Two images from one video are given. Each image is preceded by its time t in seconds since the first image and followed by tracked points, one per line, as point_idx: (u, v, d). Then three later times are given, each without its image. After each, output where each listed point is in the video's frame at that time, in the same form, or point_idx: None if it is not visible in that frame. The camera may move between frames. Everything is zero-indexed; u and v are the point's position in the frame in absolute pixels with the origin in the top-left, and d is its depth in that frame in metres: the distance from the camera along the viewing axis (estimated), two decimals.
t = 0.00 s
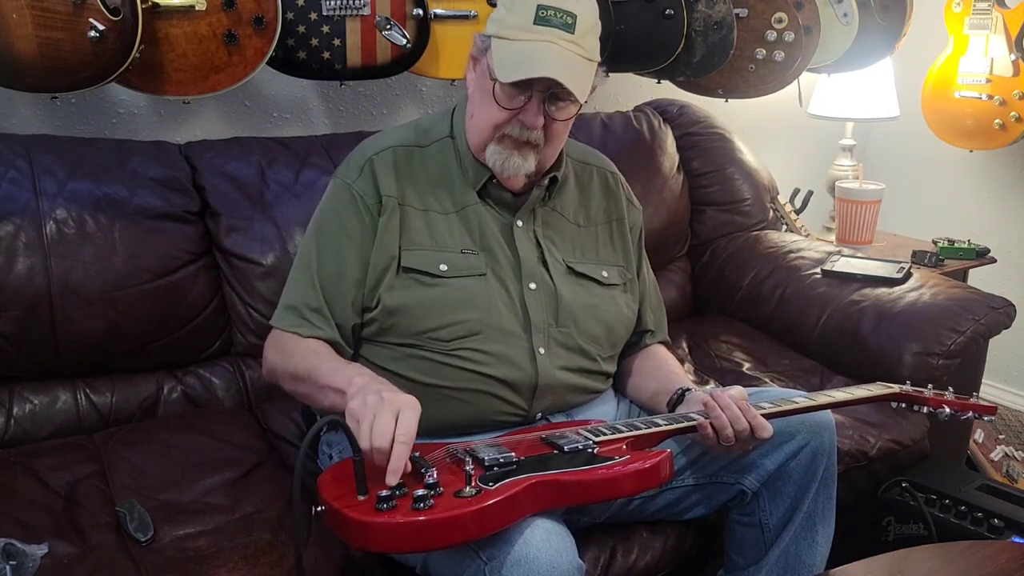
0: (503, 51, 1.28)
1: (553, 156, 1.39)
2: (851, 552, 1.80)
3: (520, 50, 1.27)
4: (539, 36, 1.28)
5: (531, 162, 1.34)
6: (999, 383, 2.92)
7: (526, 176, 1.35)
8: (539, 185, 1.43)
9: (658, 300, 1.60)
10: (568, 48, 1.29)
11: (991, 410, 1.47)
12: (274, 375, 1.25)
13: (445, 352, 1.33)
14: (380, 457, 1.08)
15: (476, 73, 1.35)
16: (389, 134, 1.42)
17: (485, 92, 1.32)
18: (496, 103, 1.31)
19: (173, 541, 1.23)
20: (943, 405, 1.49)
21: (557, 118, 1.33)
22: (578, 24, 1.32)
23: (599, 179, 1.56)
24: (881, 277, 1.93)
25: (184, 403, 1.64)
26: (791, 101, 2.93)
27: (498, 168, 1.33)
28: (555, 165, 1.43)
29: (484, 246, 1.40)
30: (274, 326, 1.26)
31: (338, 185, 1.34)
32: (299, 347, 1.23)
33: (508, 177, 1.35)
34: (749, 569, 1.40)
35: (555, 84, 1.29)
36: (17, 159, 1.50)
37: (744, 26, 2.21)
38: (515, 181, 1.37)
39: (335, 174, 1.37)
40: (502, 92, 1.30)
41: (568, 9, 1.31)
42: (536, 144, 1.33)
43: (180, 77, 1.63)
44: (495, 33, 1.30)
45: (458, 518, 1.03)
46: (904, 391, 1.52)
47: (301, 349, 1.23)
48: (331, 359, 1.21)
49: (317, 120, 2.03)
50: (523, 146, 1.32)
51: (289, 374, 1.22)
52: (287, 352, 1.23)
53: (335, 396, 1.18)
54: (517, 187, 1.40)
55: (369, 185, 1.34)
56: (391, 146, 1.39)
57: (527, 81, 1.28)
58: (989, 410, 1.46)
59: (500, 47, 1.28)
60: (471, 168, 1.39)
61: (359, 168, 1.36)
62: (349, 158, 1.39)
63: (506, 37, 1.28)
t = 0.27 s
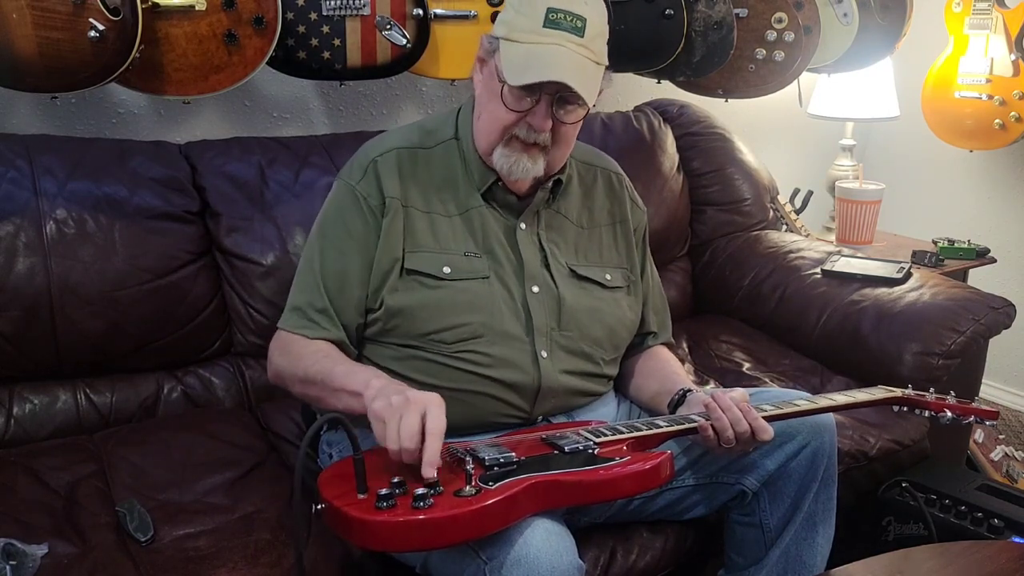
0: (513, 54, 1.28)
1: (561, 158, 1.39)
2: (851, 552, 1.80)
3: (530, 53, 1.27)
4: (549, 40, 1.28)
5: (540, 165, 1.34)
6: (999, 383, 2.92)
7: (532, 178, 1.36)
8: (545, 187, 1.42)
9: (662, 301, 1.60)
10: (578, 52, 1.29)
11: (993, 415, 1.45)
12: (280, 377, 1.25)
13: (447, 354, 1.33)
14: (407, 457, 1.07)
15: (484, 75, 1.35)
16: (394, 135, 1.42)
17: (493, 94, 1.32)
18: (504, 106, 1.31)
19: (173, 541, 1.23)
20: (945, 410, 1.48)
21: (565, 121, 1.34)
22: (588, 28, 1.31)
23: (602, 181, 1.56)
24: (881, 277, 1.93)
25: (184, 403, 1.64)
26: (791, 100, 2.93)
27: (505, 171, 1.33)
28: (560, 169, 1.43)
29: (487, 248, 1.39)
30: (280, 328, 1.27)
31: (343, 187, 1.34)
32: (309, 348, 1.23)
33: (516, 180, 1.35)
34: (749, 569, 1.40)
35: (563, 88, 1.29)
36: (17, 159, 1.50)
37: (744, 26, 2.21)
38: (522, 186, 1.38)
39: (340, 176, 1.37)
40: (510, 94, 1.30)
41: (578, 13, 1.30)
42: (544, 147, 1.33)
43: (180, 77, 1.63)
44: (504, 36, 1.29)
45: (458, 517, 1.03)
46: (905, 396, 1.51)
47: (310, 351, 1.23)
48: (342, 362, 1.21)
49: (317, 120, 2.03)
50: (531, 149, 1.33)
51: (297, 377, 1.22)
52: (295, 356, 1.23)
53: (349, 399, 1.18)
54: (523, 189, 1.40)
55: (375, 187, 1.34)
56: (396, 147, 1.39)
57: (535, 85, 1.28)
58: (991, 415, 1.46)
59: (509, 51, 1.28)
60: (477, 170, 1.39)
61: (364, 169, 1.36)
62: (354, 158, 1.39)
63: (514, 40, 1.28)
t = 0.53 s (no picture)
0: (518, 50, 1.28)
1: (563, 157, 1.39)
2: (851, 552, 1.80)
3: (533, 48, 1.27)
4: (554, 36, 1.28)
5: (543, 163, 1.34)
6: (999, 383, 2.92)
7: (536, 176, 1.36)
8: (545, 188, 1.42)
9: (663, 301, 1.60)
10: (583, 48, 1.29)
11: (992, 411, 1.46)
12: (285, 376, 1.23)
13: (448, 354, 1.33)
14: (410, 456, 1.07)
15: (488, 72, 1.35)
16: (397, 133, 1.42)
17: (498, 91, 1.32)
18: (509, 102, 1.31)
19: (174, 541, 1.23)
20: (944, 406, 1.48)
21: (569, 118, 1.34)
22: (593, 25, 1.32)
23: (603, 181, 1.56)
24: (881, 277, 1.93)
25: (184, 403, 1.64)
26: (791, 100, 2.93)
27: (508, 169, 1.33)
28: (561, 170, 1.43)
29: (489, 248, 1.39)
30: (284, 325, 1.25)
31: (346, 184, 1.34)
32: (313, 344, 1.22)
33: (518, 178, 1.35)
34: (749, 569, 1.40)
35: (568, 84, 1.30)
36: (16, 159, 1.50)
37: (744, 26, 2.21)
38: (524, 184, 1.38)
39: (343, 173, 1.36)
40: (515, 90, 1.30)
41: (583, 10, 1.31)
42: (548, 144, 1.33)
43: (180, 77, 1.63)
44: (509, 33, 1.30)
45: (458, 518, 1.03)
46: (905, 392, 1.52)
47: (316, 346, 1.21)
48: (347, 356, 1.19)
49: (317, 120, 2.03)
50: (535, 147, 1.33)
51: (302, 373, 1.20)
52: (301, 351, 1.21)
53: (355, 391, 1.16)
54: (525, 187, 1.40)
55: (378, 185, 1.34)
56: (399, 145, 1.39)
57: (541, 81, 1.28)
58: (991, 411, 1.46)
59: (514, 47, 1.28)
60: (482, 168, 1.40)
61: (367, 167, 1.35)
62: (357, 156, 1.39)
63: (518, 36, 1.29)
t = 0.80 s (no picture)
0: (523, 40, 1.28)
1: (566, 152, 1.39)
2: (851, 552, 1.80)
3: (540, 37, 1.28)
4: (561, 26, 1.29)
5: (547, 156, 1.33)
6: (999, 383, 2.92)
7: (539, 170, 1.35)
8: (545, 187, 1.43)
9: (663, 302, 1.60)
10: (588, 39, 1.30)
11: (993, 412, 1.48)
12: (280, 373, 1.22)
13: (447, 355, 1.33)
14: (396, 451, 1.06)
15: (492, 66, 1.35)
16: (399, 133, 1.42)
17: (503, 82, 1.32)
18: (514, 93, 1.31)
19: (173, 541, 1.23)
20: (945, 408, 1.49)
21: (574, 111, 1.34)
22: (598, 17, 1.33)
23: (603, 181, 1.56)
24: (881, 277, 1.93)
25: (184, 402, 1.64)
26: (791, 100, 2.93)
27: (513, 161, 1.32)
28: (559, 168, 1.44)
29: (489, 248, 1.39)
30: (280, 323, 1.24)
31: (348, 184, 1.34)
32: (312, 341, 1.21)
33: (522, 170, 1.34)
34: (749, 569, 1.40)
35: (573, 75, 1.31)
36: (17, 159, 1.51)
37: (744, 26, 2.21)
38: (527, 179, 1.39)
39: (344, 173, 1.36)
40: (520, 81, 1.30)
41: (588, 2, 1.32)
42: (552, 136, 1.33)
43: (180, 77, 1.63)
44: (514, 25, 1.30)
45: (458, 518, 1.03)
46: (905, 394, 1.52)
47: (314, 342, 1.21)
48: (347, 354, 1.19)
49: (317, 120, 2.03)
50: (539, 138, 1.32)
51: (299, 369, 1.19)
52: (299, 347, 1.20)
53: (353, 386, 1.15)
54: (528, 183, 1.40)
55: (379, 185, 1.34)
56: (401, 145, 1.39)
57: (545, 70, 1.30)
58: (991, 411, 1.48)
59: (520, 38, 1.28)
60: (483, 167, 1.40)
61: (369, 167, 1.35)
62: (358, 155, 1.39)
63: (523, 27, 1.29)
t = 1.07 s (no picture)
0: (526, 37, 1.28)
1: (566, 151, 1.39)
2: (851, 552, 1.80)
3: (542, 33, 1.28)
4: (563, 23, 1.29)
5: (547, 154, 1.33)
6: (999, 383, 2.92)
7: (540, 168, 1.35)
8: (545, 187, 1.43)
9: (663, 302, 1.60)
10: (591, 36, 1.31)
11: (992, 412, 1.47)
12: (279, 373, 1.23)
13: (446, 355, 1.33)
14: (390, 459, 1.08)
15: (493, 64, 1.36)
16: (398, 133, 1.42)
17: (504, 80, 1.33)
18: (515, 89, 1.31)
19: (173, 542, 1.23)
20: (945, 408, 1.49)
21: (575, 108, 1.34)
22: (600, 15, 1.33)
23: (603, 181, 1.56)
24: (881, 277, 1.93)
25: (184, 403, 1.64)
26: (791, 100, 2.93)
27: (514, 159, 1.32)
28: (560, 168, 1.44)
29: (488, 248, 1.39)
30: (278, 323, 1.25)
31: (347, 183, 1.34)
32: (311, 342, 1.22)
33: (523, 169, 1.34)
34: (749, 569, 1.40)
35: (574, 72, 1.31)
36: (17, 159, 1.50)
37: (744, 26, 2.21)
38: (528, 177, 1.39)
39: (343, 173, 1.36)
40: (522, 77, 1.31)
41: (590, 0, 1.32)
42: (553, 134, 1.33)
43: (180, 77, 1.63)
44: (516, 24, 1.30)
45: (457, 517, 1.03)
46: (905, 394, 1.52)
47: (313, 344, 1.22)
48: (347, 355, 1.20)
49: (317, 120, 2.03)
50: (540, 135, 1.32)
51: (298, 370, 1.21)
52: (298, 349, 1.22)
53: (351, 391, 1.16)
54: (528, 182, 1.41)
55: (377, 184, 1.34)
56: (400, 145, 1.39)
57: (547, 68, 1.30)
58: (991, 412, 1.47)
59: (523, 35, 1.29)
60: (483, 167, 1.40)
61: (367, 166, 1.35)
62: (357, 155, 1.39)
63: (526, 24, 1.29)
